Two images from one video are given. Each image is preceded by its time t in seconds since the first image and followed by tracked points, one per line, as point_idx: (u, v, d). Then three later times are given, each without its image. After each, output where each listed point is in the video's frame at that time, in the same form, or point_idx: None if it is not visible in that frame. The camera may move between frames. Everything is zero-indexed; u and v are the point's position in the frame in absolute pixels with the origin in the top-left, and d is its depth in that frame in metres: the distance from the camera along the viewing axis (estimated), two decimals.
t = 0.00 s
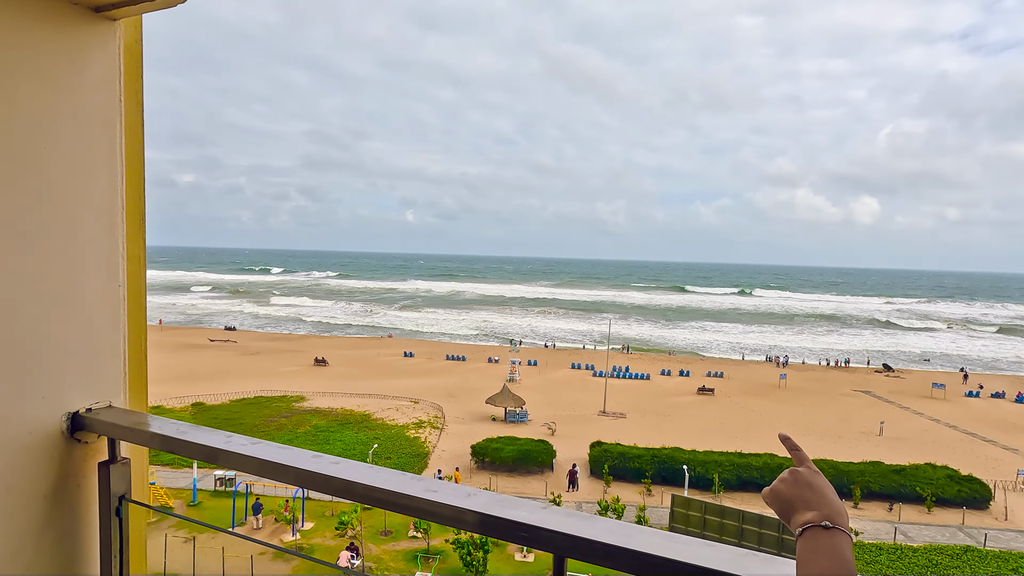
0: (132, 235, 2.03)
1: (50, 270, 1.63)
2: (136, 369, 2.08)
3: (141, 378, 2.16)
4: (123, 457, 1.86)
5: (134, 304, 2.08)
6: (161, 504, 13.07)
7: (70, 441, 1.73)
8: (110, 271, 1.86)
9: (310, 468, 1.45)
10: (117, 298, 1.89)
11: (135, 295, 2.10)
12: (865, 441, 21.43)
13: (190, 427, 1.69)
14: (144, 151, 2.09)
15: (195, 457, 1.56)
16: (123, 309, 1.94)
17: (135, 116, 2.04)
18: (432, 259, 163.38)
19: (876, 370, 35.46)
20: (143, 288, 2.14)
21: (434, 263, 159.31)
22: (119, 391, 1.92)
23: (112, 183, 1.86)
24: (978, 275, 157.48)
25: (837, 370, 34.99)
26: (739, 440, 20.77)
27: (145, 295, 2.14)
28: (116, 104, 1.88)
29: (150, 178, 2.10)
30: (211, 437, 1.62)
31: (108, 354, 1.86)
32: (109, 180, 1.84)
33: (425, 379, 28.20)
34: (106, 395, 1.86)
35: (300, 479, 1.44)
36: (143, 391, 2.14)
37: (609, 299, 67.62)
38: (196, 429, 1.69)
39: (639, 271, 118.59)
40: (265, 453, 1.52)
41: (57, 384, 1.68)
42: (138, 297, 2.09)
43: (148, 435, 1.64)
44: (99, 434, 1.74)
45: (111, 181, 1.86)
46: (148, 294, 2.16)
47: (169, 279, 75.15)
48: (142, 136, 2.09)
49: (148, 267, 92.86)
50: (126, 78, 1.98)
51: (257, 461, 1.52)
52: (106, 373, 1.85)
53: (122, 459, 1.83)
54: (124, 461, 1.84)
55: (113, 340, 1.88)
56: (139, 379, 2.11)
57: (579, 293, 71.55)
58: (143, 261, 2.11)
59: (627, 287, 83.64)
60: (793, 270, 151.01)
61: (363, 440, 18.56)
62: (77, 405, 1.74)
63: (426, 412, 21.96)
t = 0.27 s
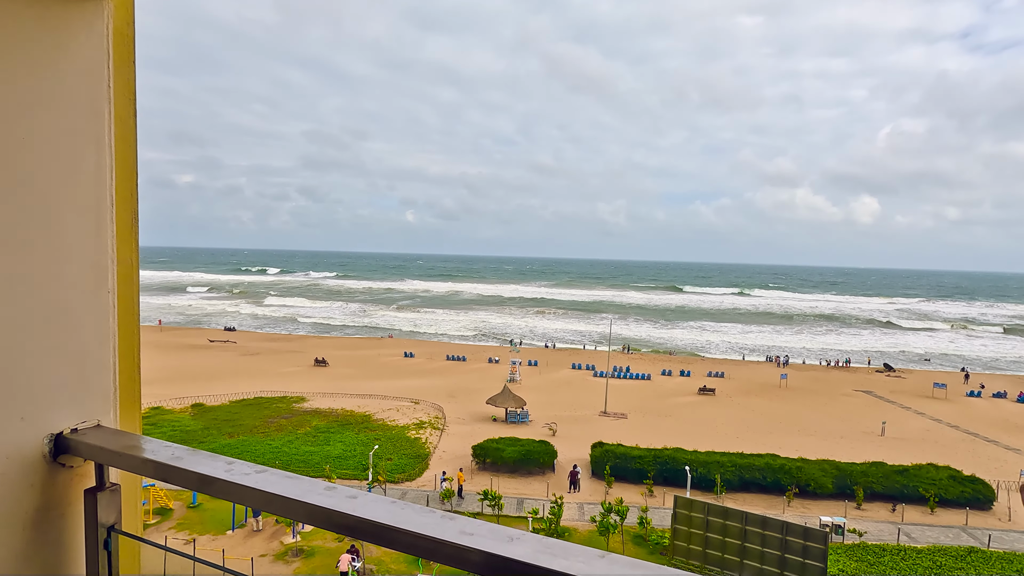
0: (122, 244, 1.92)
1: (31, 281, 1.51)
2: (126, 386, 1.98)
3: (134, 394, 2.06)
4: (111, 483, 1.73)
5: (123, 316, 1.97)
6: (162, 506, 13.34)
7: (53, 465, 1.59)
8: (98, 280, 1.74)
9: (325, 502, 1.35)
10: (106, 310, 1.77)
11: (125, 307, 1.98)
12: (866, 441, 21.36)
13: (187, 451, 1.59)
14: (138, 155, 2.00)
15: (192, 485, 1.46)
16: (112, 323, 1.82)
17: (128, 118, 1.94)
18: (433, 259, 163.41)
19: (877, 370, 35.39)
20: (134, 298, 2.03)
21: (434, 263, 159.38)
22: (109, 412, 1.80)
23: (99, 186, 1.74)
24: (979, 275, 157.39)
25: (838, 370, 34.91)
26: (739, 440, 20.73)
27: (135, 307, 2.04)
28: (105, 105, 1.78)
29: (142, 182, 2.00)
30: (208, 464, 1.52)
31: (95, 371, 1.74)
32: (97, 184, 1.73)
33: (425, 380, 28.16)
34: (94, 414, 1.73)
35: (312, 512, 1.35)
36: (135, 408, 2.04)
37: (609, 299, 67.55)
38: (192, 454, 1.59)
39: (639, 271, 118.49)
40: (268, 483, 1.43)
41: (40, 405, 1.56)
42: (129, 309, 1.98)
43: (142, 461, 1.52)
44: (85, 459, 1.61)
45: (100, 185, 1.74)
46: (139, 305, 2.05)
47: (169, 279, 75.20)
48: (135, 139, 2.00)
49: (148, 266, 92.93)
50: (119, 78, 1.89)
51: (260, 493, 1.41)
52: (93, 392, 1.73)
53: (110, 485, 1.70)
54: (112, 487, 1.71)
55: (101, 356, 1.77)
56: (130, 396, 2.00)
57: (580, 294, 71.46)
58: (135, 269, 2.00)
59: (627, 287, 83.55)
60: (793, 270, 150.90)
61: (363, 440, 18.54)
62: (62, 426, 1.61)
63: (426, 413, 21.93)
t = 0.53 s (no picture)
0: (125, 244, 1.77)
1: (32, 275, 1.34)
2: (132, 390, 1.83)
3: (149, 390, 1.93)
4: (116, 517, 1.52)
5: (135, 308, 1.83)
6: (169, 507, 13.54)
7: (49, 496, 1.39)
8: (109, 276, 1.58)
9: (364, 549, 1.15)
10: (112, 318, 1.61)
11: (129, 316, 1.83)
12: (876, 442, 21.10)
13: (201, 481, 1.43)
14: (140, 151, 1.88)
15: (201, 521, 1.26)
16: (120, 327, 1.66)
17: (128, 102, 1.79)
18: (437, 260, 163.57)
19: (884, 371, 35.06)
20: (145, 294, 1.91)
21: (438, 263, 159.58)
22: (113, 431, 1.61)
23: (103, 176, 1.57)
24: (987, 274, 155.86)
25: (846, 371, 34.62)
26: (747, 442, 20.54)
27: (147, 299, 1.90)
28: (108, 92, 1.60)
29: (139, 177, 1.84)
30: (224, 499, 1.33)
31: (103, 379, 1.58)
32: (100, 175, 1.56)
33: (430, 380, 28.10)
34: (95, 436, 1.53)
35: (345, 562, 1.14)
36: (143, 424, 1.88)
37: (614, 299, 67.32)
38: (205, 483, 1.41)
39: (644, 272, 118.09)
40: (295, 525, 1.23)
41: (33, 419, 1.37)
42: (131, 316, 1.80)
43: (148, 495, 1.32)
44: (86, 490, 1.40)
45: (102, 179, 1.57)
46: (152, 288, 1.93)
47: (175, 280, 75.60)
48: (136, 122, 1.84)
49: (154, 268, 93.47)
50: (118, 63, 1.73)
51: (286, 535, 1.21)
52: (94, 408, 1.54)
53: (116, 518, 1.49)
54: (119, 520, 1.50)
55: (102, 366, 1.58)
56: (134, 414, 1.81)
57: (584, 295, 71.25)
58: (138, 273, 1.87)
59: (632, 287, 83.31)
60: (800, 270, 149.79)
61: (369, 442, 18.51)
62: (59, 450, 1.42)
63: (432, 414, 21.86)
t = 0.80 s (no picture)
0: (143, 261, 1.71)
1: (45, 295, 1.27)
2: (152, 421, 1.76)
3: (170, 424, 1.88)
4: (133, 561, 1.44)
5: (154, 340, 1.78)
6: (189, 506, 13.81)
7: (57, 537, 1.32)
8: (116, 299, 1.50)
9: None
10: (129, 337, 1.55)
11: (150, 332, 1.78)
12: (900, 448, 20.54)
13: (227, 527, 1.33)
14: (160, 160, 1.83)
15: None
16: (137, 349, 1.60)
17: (155, 119, 1.79)
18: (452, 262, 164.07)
19: (908, 374, 34.20)
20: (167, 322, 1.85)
21: (452, 265, 160.05)
22: (131, 462, 1.56)
23: (119, 192, 1.52)
24: (1015, 275, 151.42)
25: (868, 374, 33.86)
26: (767, 446, 20.16)
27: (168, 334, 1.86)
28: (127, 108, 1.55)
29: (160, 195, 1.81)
30: (256, 553, 1.20)
31: (114, 408, 1.50)
32: (114, 192, 1.51)
33: (446, 382, 28.12)
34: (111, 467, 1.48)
35: None
36: (161, 445, 1.83)
37: (629, 301, 66.83)
38: (233, 531, 1.31)
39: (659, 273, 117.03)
40: None
41: (44, 452, 1.30)
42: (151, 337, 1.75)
43: (172, 544, 1.22)
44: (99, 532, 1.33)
45: (119, 192, 1.52)
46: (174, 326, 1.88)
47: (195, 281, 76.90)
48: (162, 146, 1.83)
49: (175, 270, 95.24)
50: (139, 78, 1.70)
51: None
52: (109, 437, 1.47)
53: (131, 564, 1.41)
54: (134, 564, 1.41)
55: (119, 392, 1.51)
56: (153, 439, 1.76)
57: (599, 296, 70.84)
58: (158, 292, 1.82)
59: (647, 289, 82.65)
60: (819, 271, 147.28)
61: (386, 443, 18.58)
62: (72, 487, 1.36)
63: (447, 416, 21.86)
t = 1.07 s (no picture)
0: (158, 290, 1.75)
1: (48, 325, 1.25)
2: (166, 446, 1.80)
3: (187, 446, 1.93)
4: None
5: (169, 365, 1.81)
6: (217, 501, 14.17)
7: None
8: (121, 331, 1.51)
9: None
10: (137, 366, 1.54)
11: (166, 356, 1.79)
12: (934, 451, 19.83)
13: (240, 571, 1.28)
14: (175, 191, 1.86)
15: None
16: (146, 375, 1.60)
17: (166, 146, 1.80)
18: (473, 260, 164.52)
19: (942, 375, 33.02)
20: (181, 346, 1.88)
21: (472, 263, 160.53)
22: (140, 494, 1.55)
23: (131, 219, 1.52)
24: None
25: (899, 374, 32.84)
26: (793, 447, 19.71)
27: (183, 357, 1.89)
28: (137, 133, 1.56)
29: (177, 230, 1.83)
30: None
31: (123, 438, 1.51)
32: (126, 210, 1.51)
33: (467, 380, 28.21)
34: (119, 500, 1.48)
35: None
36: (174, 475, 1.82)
37: (650, 300, 66.10)
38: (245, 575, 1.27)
39: (681, 271, 115.42)
40: None
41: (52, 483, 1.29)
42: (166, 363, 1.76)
43: None
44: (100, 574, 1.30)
45: (129, 223, 1.51)
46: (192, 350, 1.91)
47: (223, 280, 78.77)
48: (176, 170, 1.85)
49: (202, 268, 97.50)
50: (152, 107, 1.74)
51: None
52: (117, 467, 1.47)
53: None
54: None
55: (128, 418, 1.51)
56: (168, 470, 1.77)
57: (620, 295, 70.23)
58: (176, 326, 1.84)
59: (669, 287, 81.59)
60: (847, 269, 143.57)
61: (407, 440, 18.71)
62: (78, 520, 1.34)
63: (468, 413, 21.95)
